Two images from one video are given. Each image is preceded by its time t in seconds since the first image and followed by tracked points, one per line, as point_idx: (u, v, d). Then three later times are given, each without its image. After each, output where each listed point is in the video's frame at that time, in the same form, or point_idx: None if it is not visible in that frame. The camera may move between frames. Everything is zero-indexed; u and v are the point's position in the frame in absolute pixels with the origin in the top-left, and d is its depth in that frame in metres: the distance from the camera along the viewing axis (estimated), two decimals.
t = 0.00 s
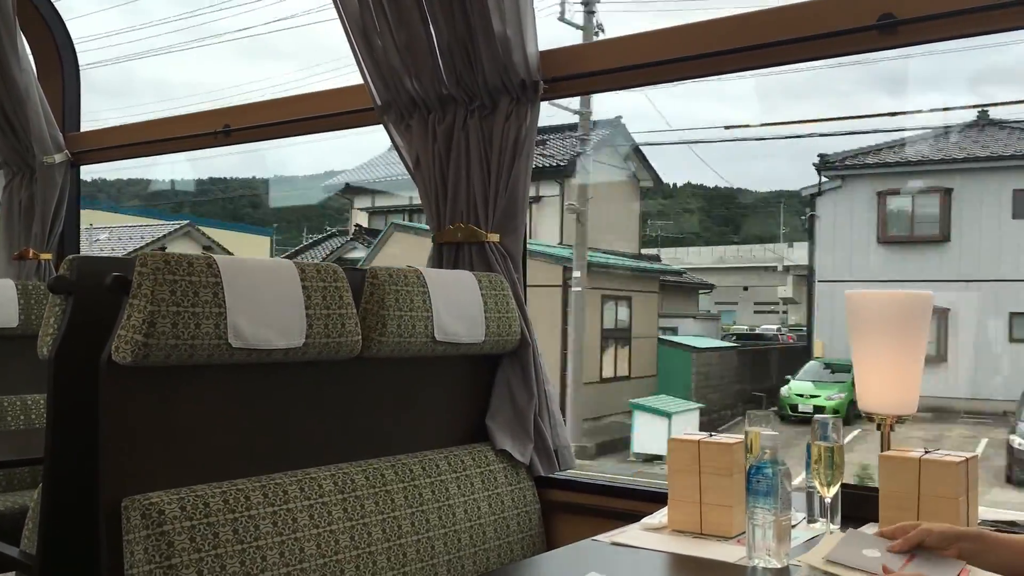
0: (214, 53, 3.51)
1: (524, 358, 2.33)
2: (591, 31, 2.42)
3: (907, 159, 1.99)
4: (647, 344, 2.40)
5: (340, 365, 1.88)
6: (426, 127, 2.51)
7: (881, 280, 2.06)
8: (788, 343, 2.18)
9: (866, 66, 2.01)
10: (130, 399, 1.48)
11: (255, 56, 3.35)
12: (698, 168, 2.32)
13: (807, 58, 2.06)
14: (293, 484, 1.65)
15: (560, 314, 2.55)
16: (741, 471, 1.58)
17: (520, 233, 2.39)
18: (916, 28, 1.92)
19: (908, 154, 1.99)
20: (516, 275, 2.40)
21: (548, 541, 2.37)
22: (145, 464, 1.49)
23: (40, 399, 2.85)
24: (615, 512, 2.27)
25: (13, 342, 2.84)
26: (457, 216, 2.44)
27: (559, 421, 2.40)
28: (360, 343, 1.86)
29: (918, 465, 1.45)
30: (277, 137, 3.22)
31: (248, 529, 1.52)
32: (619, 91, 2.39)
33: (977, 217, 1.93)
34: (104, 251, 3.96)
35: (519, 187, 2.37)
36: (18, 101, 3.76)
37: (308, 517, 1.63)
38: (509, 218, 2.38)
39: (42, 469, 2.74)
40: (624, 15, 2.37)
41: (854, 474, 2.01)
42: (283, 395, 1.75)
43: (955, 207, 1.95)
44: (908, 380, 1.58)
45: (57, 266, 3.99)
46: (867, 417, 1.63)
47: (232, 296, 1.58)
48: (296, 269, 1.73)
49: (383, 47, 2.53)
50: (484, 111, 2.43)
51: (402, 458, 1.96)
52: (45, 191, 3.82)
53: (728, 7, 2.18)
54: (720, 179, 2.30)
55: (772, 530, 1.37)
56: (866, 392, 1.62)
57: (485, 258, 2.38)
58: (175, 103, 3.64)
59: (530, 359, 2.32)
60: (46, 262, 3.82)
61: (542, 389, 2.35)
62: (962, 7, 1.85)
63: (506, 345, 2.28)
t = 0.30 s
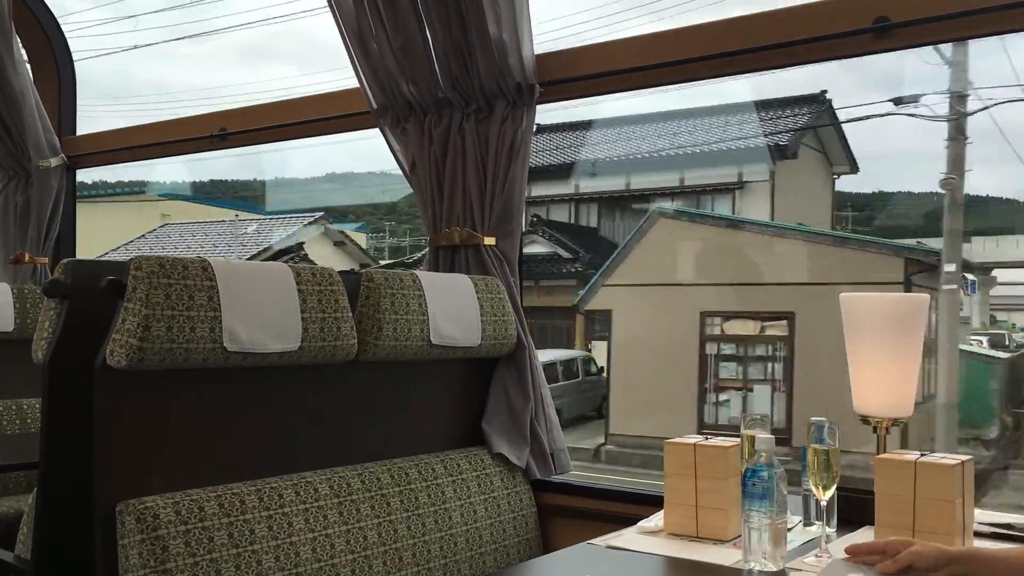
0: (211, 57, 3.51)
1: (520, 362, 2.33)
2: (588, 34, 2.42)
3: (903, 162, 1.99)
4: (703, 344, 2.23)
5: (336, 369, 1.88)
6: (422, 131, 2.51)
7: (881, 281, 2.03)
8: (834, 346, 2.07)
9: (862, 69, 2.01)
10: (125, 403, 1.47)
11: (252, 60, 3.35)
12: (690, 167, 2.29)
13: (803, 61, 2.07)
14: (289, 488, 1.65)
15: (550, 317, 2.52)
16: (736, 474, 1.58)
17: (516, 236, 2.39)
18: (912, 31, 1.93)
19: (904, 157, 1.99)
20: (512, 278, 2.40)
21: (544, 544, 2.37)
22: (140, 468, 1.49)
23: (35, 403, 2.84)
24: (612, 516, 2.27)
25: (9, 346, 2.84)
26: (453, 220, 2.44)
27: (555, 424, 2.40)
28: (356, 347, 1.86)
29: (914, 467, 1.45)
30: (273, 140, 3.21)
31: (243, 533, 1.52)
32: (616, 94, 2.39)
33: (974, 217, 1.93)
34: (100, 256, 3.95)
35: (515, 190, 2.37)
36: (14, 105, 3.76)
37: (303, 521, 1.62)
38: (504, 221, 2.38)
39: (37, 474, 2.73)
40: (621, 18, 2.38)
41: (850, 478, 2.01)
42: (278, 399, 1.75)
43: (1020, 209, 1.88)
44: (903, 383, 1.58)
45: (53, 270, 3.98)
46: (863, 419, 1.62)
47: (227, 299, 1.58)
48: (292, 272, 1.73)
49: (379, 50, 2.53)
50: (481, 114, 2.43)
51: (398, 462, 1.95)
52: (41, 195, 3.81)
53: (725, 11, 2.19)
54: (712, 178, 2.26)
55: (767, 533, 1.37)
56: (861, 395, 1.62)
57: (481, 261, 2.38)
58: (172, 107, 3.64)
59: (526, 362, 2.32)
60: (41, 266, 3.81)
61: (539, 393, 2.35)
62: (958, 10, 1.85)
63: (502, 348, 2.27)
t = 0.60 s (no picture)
0: (209, 57, 3.51)
1: (518, 361, 2.33)
2: (586, 34, 2.43)
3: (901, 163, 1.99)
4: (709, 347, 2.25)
5: (334, 369, 1.88)
6: (419, 131, 2.51)
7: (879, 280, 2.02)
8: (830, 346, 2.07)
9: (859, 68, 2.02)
10: (124, 403, 1.47)
11: (250, 60, 3.35)
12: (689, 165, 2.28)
13: (800, 60, 2.07)
14: (287, 488, 1.65)
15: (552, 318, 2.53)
16: (735, 473, 1.58)
17: (513, 236, 2.39)
18: (909, 30, 1.93)
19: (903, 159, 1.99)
20: (511, 278, 2.40)
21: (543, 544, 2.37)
22: (139, 469, 1.49)
23: (33, 404, 2.84)
24: (610, 516, 2.27)
25: (6, 347, 2.83)
26: (451, 220, 2.44)
27: (554, 424, 2.40)
28: (354, 347, 1.86)
29: (912, 466, 1.45)
30: (271, 141, 3.21)
31: (242, 533, 1.52)
32: (614, 93, 2.39)
33: (970, 216, 1.93)
34: (98, 257, 3.95)
35: (513, 189, 2.37)
36: (11, 105, 3.76)
37: (302, 521, 1.62)
38: (502, 221, 2.38)
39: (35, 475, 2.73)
40: (620, 18, 2.38)
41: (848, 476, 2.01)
42: (276, 399, 1.75)
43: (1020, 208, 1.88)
44: (902, 381, 1.58)
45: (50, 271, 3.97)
46: (863, 418, 1.62)
47: (225, 299, 1.58)
48: (290, 272, 1.72)
49: (376, 50, 2.53)
50: (478, 114, 2.43)
51: (397, 461, 1.95)
52: (38, 195, 3.81)
53: (722, 10, 2.19)
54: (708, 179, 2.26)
55: (766, 532, 1.37)
56: (861, 394, 1.62)
57: (479, 261, 2.38)
58: (169, 107, 3.64)
59: (525, 362, 2.32)
60: (39, 266, 3.81)
61: (537, 392, 2.35)
62: (956, 9, 1.86)
63: (501, 348, 2.28)
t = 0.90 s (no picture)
0: (209, 56, 3.51)
1: (518, 358, 2.33)
2: (586, 31, 2.43)
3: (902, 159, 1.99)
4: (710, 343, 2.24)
5: (336, 367, 1.88)
6: (420, 129, 2.51)
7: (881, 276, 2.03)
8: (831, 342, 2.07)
9: (860, 64, 2.02)
10: (125, 402, 1.47)
11: (251, 58, 3.35)
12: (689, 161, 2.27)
13: (800, 57, 2.07)
14: (289, 486, 1.65)
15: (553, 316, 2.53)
16: (736, 470, 1.59)
17: (514, 233, 2.39)
18: (908, 26, 1.93)
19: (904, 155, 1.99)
20: (511, 276, 2.40)
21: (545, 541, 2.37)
22: (141, 468, 1.49)
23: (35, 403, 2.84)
24: (612, 513, 2.27)
25: (7, 346, 2.83)
26: (452, 219, 2.44)
27: (555, 421, 2.40)
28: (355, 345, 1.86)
29: (913, 462, 1.45)
30: (271, 139, 3.21)
31: (244, 531, 1.52)
32: (614, 90, 2.39)
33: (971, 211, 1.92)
34: (99, 256, 3.95)
35: (513, 187, 2.37)
36: (11, 104, 3.76)
37: (304, 519, 1.63)
38: (503, 219, 2.38)
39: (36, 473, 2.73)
40: (619, 15, 2.38)
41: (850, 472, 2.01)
42: (278, 397, 1.75)
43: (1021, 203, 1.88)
44: (903, 378, 1.58)
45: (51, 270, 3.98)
46: (864, 415, 1.62)
47: (226, 298, 1.58)
48: (290, 270, 1.72)
49: (376, 48, 2.53)
50: (478, 111, 2.43)
51: (398, 459, 1.96)
52: (39, 194, 3.81)
53: (722, 7, 2.19)
54: (708, 178, 2.24)
55: (767, 529, 1.37)
56: (862, 391, 1.62)
57: (479, 258, 2.38)
58: (170, 105, 3.64)
59: (526, 359, 2.32)
60: (40, 265, 3.81)
61: (538, 390, 2.35)
62: (955, 5, 1.86)
63: (502, 346, 2.28)
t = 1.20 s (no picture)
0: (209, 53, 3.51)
1: (519, 354, 2.33)
2: (586, 26, 2.43)
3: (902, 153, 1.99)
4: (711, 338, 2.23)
5: (336, 364, 1.88)
6: (419, 125, 2.51)
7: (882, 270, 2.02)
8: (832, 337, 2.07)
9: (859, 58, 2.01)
10: (126, 399, 1.47)
11: (251, 55, 3.35)
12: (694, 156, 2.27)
13: (800, 51, 2.07)
14: (290, 483, 1.65)
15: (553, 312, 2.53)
16: (737, 464, 1.58)
17: (515, 229, 2.39)
18: (908, 20, 1.93)
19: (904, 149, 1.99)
20: (512, 272, 2.40)
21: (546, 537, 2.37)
22: (142, 465, 1.49)
23: (35, 401, 2.83)
24: (613, 508, 2.27)
25: (7, 344, 2.83)
26: (452, 214, 2.44)
27: (556, 417, 2.40)
28: (356, 341, 1.86)
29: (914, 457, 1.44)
30: (271, 136, 3.21)
31: (245, 527, 1.52)
32: (614, 85, 2.39)
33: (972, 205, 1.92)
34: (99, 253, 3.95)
35: (513, 182, 2.36)
36: (10, 102, 3.76)
37: (305, 516, 1.62)
38: (503, 214, 2.38)
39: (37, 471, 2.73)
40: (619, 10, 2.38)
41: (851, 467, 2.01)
42: (278, 394, 1.75)
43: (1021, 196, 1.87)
44: (903, 372, 1.58)
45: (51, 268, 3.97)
46: (864, 409, 1.62)
47: (226, 294, 1.58)
48: (291, 267, 1.72)
49: (375, 45, 2.53)
50: (478, 107, 2.42)
51: (399, 456, 1.96)
52: (39, 192, 3.81)
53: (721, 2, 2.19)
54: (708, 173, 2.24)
55: (769, 523, 1.37)
56: (863, 385, 1.62)
57: (480, 254, 2.38)
58: (169, 103, 3.64)
59: (527, 355, 2.32)
60: (40, 263, 3.81)
61: (539, 386, 2.35)
62: None
63: (503, 342, 2.28)
